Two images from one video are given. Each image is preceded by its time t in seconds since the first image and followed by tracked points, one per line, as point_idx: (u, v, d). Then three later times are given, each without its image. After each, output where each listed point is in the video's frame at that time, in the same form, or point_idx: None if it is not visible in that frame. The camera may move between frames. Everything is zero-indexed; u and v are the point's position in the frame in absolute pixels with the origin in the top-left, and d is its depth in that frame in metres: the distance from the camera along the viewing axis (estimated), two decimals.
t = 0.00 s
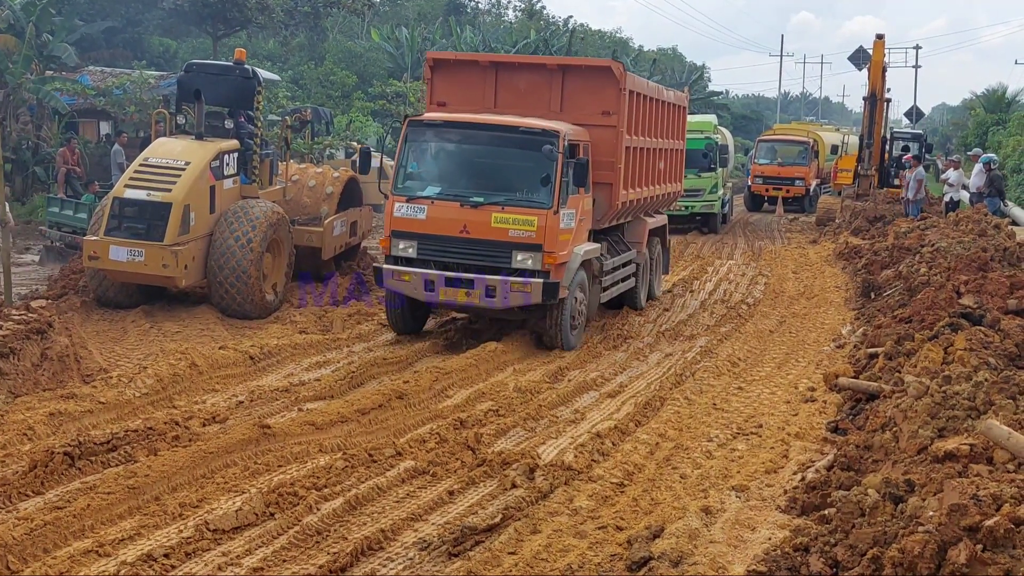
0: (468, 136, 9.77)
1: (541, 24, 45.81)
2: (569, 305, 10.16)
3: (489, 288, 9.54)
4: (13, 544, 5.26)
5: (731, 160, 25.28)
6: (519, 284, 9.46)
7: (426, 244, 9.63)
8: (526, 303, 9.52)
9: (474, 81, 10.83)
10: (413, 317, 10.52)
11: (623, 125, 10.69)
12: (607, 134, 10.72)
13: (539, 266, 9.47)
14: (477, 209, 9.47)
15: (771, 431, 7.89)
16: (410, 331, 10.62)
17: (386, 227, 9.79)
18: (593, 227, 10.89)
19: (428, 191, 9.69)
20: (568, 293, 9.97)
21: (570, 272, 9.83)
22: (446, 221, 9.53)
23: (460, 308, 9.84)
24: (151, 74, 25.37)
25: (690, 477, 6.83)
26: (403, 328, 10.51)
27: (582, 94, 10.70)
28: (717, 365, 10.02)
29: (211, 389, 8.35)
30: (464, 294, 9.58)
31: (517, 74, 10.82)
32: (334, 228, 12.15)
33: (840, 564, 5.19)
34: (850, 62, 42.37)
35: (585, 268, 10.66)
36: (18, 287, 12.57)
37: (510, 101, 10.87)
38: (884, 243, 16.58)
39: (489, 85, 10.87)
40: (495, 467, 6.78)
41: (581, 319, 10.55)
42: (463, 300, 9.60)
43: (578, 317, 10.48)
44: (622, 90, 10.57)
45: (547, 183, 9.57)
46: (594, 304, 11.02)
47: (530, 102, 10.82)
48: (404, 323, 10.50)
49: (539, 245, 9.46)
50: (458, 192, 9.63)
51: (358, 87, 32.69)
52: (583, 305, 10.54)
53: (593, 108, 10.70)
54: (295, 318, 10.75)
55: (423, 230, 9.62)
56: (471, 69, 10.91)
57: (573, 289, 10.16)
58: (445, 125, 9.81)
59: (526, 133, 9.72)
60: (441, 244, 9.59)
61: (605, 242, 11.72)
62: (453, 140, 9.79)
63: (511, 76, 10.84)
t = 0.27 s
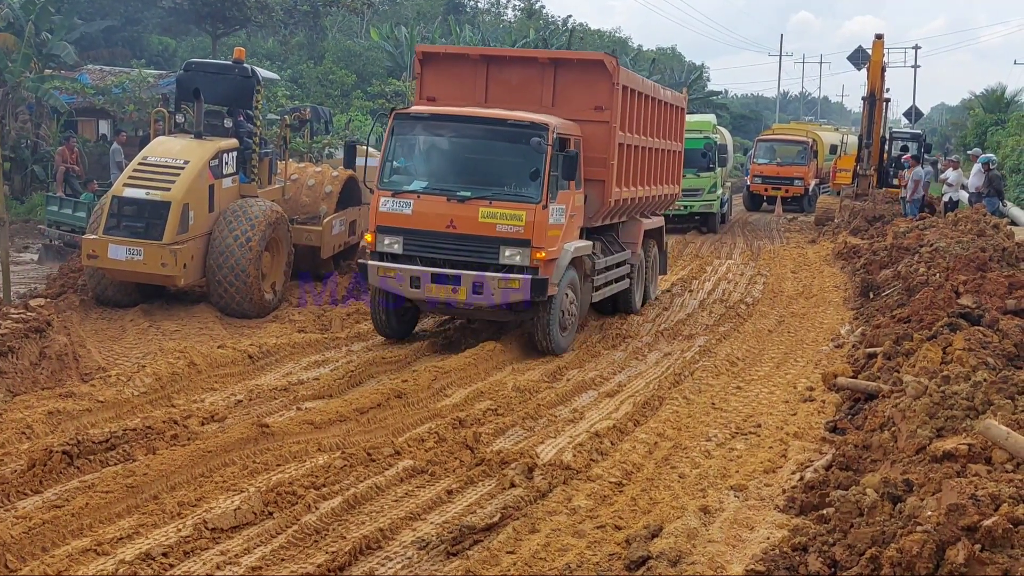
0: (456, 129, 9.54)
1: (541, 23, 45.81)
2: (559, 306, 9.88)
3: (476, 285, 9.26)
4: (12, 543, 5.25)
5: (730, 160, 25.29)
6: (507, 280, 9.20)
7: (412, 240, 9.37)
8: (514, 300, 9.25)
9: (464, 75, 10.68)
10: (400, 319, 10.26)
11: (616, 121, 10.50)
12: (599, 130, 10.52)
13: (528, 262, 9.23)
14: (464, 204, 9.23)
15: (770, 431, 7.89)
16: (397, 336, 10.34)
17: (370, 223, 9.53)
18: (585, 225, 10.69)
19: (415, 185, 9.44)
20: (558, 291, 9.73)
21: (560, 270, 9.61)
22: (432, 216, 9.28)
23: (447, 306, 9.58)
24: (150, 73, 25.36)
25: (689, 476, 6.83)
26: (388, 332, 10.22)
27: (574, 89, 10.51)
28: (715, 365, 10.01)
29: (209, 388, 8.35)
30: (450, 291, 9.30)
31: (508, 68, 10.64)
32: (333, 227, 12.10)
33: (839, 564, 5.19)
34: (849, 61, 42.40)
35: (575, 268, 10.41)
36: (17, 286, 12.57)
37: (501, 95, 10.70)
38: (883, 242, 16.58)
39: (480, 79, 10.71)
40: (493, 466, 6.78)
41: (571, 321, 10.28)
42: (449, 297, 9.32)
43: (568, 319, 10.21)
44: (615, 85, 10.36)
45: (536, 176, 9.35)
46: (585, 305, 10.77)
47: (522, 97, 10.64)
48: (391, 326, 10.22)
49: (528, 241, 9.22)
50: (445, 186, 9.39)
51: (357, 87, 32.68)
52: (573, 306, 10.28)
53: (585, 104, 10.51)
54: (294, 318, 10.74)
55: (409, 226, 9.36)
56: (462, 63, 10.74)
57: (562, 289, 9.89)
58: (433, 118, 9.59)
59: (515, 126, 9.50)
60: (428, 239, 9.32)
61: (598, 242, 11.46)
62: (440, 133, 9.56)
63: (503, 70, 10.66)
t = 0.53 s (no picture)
0: (438, 133, 9.22)
1: (539, 23, 45.85)
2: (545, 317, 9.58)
3: (457, 295, 9.00)
4: (10, 542, 5.25)
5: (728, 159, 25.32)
6: (490, 290, 8.92)
7: (392, 248, 9.09)
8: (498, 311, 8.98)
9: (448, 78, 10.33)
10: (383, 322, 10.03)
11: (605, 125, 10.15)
12: (588, 134, 10.17)
13: (511, 271, 8.94)
14: (446, 211, 8.93)
15: (767, 430, 7.90)
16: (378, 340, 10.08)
17: (350, 230, 9.25)
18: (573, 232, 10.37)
19: (395, 192, 9.14)
20: (543, 300, 9.43)
21: (546, 279, 9.33)
22: (413, 223, 8.99)
23: (429, 315, 9.32)
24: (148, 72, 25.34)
25: (686, 476, 6.84)
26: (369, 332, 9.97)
27: (562, 92, 10.16)
28: (713, 364, 10.01)
29: (207, 388, 8.35)
30: (431, 301, 9.04)
31: (493, 71, 10.29)
32: (332, 226, 12.07)
33: (836, 564, 5.19)
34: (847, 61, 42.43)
35: (563, 276, 10.11)
36: (15, 285, 12.55)
37: (486, 98, 10.36)
38: (881, 242, 16.59)
39: (464, 81, 10.37)
40: (491, 466, 6.78)
41: (558, 330, 9.99)
42: (430, 307, 9.07)
43: (556, 329, 9.92)
44: (604, 88, 10.02)
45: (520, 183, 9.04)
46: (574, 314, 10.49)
47: (507, 99, 10.30)
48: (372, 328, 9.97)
49: (512, 249, 8.92)
50: (426, 193, 9.08)
51: (355, 86, 32.69)
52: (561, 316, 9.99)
53: (573, 107, 10.16)
54: (292, 317, 10.74)
55: (389, 233, 9.07)
56: (446, 65, 10.40)
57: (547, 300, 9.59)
58: (414, 123, 9.25)
59: (499, 131, 9.18)
60: (409, 248, 9.04)
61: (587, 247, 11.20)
62: (422, 137, 9.24)
63: (487, 73, 10.32)
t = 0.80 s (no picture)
0: (422, 139, 9.03)
1: (538, 23, 45.88)
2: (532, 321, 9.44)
3: (441, 306, 8.83)
4: (8, 541, 5.25)
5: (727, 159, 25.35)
6: (474, 302, 8.75)
7: (375, 257, 8.91)
8: (482, 323, 8.80)
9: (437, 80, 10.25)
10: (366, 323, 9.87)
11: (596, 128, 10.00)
12: (578, 138, 10.03)
13: (496, 283, 8.76)
14: (430, 220, 8.75)
15: (766, 430, 7.90)
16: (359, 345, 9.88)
17: (332, 238, 9.07)
18: (564, 238, 10.17)
19: (378, 199, 8.95)
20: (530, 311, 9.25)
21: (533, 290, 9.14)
22: (396, 232, 8.81)
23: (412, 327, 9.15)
24: (146, 70, 25.31)
25: (685, 476, 6.84)
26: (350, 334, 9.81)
27: (552, 95, 10.03)
28: (712, 364, 10.02)
29: (206, 387, 8.35)
30: (415, 311, 8.88)
31: (483, 73, 10.20)
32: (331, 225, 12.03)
33: (834, 563, 5.20)
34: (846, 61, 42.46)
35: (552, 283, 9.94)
36: (13, 284, 12.54)
37: (476, 101, 10.27)
38: (880, 242, 16.60)
39: (454, 83, 10.28)
40: (489, 465, 6.77)
41: (548, 335, 9.84)
42: (414, 318, 8.90)
43: (545, 334, 9.77)
44: (595, 90, 9.88)
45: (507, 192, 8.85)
46: (563, 319, 10.31)
47: (497, 102, 10.20)
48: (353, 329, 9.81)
49: (497, 260, 8.74)
50: (410, 201, 8.89)
51: (354, 85, 32.70)
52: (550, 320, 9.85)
53: (564, 110, 10.02)
54: (291, 316, 10.74)
55: (371, 242, 8.90)
56: (435, 67, 10.32)
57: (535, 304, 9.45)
58: (398, 128, 9.07)
59: (484, 138, 8.99)
60: (391, 257, 8.87)
61: (580, 250, 10.98)
62: (405, 143, 9.05)
63: (478, 75, 10.23)
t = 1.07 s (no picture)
0: (413, 128, 8.90)
1: (538, 23, 45.90)
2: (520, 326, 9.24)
3: (429, 300, 8.68)
4: (8, 542, 5.25)
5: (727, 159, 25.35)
6: (463, 295, 8.61)
7: (362, 248, 8.77)
8: (470, 317, 8.66)
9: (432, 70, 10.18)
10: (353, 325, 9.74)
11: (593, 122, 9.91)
12: (574, 132, 9.93)
13: (486, 276, 8.62)
14: (419, 211, 8.62)
15: (766, 430, 7.90)
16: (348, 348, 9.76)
17: (319, 228, 8.93)
18: (557, 233, 10.09)
19: (367, 189, 8.82)
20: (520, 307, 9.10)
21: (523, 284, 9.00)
22: (384, 223, 8.67)
23: (399, 320, 9.00)
24: (146, 71, 25.30)
25: (685, 476, 6.84)
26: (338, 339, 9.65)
27: (548, 87, 9.94)
28: (712, 364, 10.02)
29: (207, 387, 8.35)
30: (402, 305, 8.73)
31: (478, 64, 10.12)
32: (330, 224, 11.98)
33: (835, 564, 5.20)
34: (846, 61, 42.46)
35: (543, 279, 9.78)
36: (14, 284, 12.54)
37: (470, 92, 10.19)
38: (880, 242, 16.60)
39: (448, 74, 10.20)
40: (490, 465, 6.78)
41: (537, 336, 9.66)
42: (401, 311, 8.75)
43: (534, 336, 9.59)
44: (591, 84, 9.79)
45: (498, 183, 8.72)
46: (554, 318, 10.16)
47: (492, 94, 10.12)
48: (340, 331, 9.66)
49: (487, 252, 8.61)
50: (399, 191, 8.76)
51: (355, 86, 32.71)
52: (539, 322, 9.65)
53: (560, 103, 9.93)
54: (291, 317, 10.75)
55: (359, 233, 8.75)
56: (430, 57, 10.25)
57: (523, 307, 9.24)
58: (389, 116, 8.94)
59: (476, 128, 8.87)
60: (379, 248, 8.72)
61: (575, 248, 10.82)
62: (396, 132, 8.92)
63: (473, 66, 10.15)
